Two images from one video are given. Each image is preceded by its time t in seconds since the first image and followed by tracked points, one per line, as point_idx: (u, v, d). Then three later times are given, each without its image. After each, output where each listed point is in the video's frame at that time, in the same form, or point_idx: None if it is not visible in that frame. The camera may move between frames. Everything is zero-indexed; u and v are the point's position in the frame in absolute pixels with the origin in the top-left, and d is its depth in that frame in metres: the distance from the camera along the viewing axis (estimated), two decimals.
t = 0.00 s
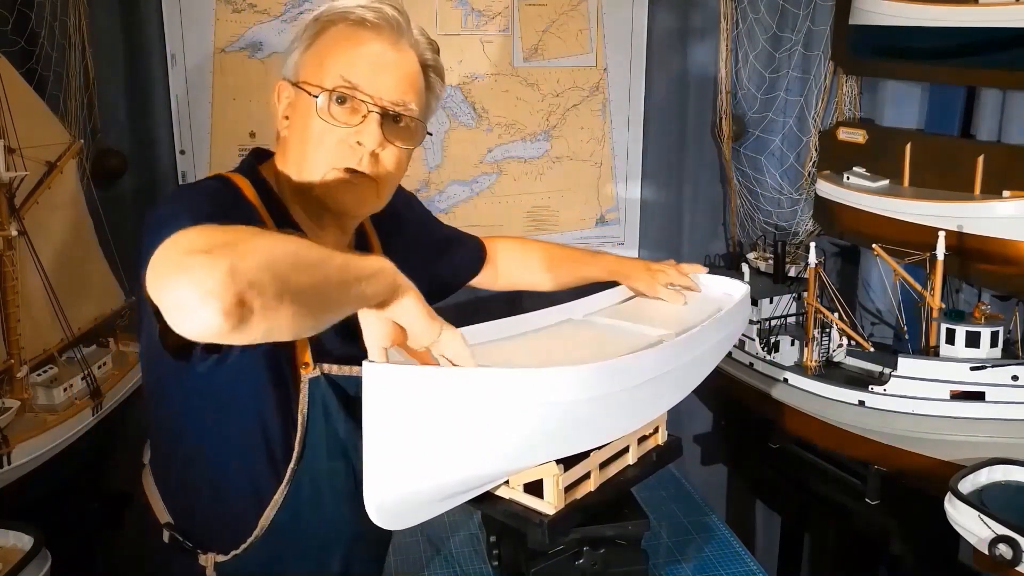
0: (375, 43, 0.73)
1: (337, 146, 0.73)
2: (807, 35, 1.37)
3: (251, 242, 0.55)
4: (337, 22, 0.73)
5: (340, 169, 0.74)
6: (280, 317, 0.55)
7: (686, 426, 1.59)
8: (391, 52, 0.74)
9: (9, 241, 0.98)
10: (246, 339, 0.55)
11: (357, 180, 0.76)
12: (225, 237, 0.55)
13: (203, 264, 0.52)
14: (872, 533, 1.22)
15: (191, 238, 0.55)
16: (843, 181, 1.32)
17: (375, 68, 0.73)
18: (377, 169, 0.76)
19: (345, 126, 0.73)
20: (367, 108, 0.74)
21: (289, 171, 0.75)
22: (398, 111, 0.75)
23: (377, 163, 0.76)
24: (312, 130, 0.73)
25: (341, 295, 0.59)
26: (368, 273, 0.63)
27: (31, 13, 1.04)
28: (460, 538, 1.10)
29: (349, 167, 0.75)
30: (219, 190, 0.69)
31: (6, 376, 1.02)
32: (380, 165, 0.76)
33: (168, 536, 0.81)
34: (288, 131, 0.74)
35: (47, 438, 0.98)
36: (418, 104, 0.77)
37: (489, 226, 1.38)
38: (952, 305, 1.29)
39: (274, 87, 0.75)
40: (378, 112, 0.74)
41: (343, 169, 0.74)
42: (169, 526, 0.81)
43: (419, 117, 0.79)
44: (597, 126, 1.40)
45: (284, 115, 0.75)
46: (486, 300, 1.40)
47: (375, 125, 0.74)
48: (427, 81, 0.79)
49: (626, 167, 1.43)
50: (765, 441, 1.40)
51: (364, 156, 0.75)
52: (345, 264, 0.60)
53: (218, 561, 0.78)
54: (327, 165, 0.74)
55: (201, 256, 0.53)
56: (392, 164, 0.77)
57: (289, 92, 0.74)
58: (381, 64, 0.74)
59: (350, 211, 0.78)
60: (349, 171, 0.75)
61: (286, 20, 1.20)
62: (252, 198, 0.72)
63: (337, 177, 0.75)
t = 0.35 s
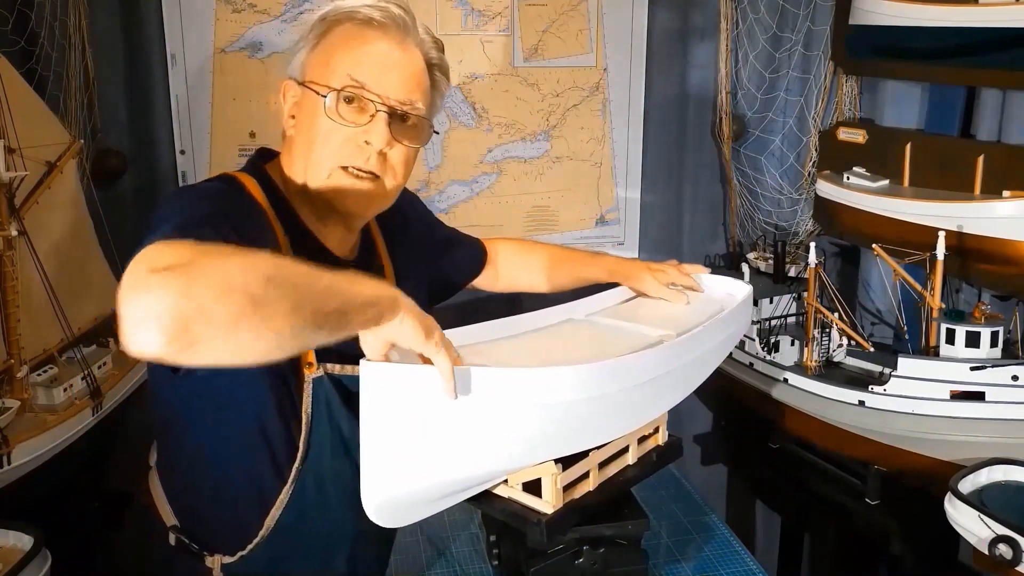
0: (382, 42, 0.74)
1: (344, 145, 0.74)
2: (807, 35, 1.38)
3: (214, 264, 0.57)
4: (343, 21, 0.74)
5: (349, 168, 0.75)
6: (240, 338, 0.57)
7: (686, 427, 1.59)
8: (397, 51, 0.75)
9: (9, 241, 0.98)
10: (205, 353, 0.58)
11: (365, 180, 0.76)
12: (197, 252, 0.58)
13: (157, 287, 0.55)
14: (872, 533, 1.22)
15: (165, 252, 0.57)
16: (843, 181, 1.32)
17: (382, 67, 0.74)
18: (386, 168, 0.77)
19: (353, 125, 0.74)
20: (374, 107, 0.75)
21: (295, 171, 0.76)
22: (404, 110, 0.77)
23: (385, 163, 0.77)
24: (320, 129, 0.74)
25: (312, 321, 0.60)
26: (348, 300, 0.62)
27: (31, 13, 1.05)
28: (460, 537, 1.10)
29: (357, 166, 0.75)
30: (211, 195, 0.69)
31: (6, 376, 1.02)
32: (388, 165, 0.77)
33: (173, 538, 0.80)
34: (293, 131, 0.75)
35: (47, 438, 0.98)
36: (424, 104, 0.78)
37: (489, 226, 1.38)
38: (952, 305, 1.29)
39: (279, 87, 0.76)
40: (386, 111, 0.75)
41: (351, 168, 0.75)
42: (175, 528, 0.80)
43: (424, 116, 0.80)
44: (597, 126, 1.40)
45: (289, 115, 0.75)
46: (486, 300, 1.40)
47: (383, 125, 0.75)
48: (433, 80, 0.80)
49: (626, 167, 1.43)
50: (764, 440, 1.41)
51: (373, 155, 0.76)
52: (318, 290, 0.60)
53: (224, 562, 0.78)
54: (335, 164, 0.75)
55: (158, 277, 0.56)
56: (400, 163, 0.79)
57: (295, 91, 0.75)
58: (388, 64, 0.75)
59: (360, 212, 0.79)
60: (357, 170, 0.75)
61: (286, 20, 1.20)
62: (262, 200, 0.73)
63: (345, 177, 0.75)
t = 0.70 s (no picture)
0: (388, 40, 0.71)
1: (349, 146, 0.71)
2: (807, 35, 1.39)
3: (105, 376, 0.55)
4: (348, 22, 0.73)
5: (355, 170, 0.71)
6: (142, 454, 0.56)
7: (686, 427, 1.60)
8: (402, 50, 0.72)
9: (9, 241, 0.98)
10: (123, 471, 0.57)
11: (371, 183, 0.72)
12: (99, 351, 0.57)
13: (48, 441, 0.54)
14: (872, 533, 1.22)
15: (75, 354, 0.57)
16: (843, 182, 1.32)
17: (387, 66, 0.71)
18: (392, 169, 0.72)
19: (358, 126, 0.71)
20: (380, 108, 0.71)
21: (303, 173, 0.75)
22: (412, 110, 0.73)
23: (391, 163, 0.72)
24: (325, 129, 0.71)
25: (217, 411, 0.58)
26: (250, 373, 0.58)
27: (31, 13, 1.05)
28: (459, 537, 1.11)
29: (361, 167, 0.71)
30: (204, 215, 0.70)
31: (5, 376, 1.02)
32: (394, 166, 0.72)
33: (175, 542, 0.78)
34: (300, 132, 0.74)
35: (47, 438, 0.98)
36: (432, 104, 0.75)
37: (489, 226, 1.38)
38: (951, 305, 1.29)
39: (286, 89, 0.75)
40: (391, 112, 0.71)
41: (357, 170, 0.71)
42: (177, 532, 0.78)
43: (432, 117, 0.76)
44: (597, 126, 1.40)
45: (296, 117, 0.75)
46: (486, 300, 1.40)
47: (389, 125, 0.71)
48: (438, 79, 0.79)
49: (626, 167, 1.44)
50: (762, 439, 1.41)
51: (378, 155, 0.71)
52: (205, 375, 0.57)
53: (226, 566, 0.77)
54: (340, 165, 0.71)
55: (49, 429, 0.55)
56: (407, 165, 0.73)
57: (301, 93, 0.74)
58: (393, 63, 0.71)
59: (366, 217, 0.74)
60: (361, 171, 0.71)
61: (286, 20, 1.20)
62: (264, 210, 0.75)
63: (351, 179, 0.71)
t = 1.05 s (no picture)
0: (370, 40, 0.71)
1: (332, 149, 0.71)
2: (807, 35, 1.38)
3: (136, 446, 0.61)
4: (329, 22, 0.72)
5: (338, 174, 0.71)
6: (177, 509, 0.61)
7: (687, 426, 1.61)
8: (384, 48, 0.71)
9: (9, 241, 0.98)
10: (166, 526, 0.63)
11: (357, 187, 0.72)
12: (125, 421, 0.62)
13: (94, 507, 0.60)
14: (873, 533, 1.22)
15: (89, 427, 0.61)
16: (843, 181, 1.32)
17: (369, 66, 0.71)
18: (377, 172, 0.72)
19: (341, 129, 0.70)
20: (362, 110, 0.71)
21: (289, 176, 0.75)
22: (396, 111, 0.72)
23: (377, 166, 0.72)
24: (307, 132, 0.71)
25: (241, 469, 0.61)
26: (263, 430, 0.61)
27: (31, 13, 1.04)
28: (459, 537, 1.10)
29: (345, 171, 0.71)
30: (191, 236, 0.69)
31: (6, 376, 1.02)
32: (380, 168, 0.72)
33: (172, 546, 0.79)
34: (288, 135, 0.74)
35: (47, 438, 0.98)
36: (418, 103, 0.74)
37: (489, 226, 1.38)
38: (952, 305, 1.29)
39: (274, 92, 0.75)
40: (374, 113, 0.71)
41: (341, 174, 0.71)
42: (175, 539, 0.79)
43: (420, 116, 0.75)
44: (597, 126, 1.40)
45: (283, 119, 0.75)
46: (487, 300, 1.40)
47: (370, 128, 0.71)
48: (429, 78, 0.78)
49: (626, 167, 1.43)
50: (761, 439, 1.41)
51: (361, 158, 0.71)
52: (220, 439, 0.60)
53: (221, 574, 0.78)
54: (321, 169, 0.71)
55: (95, 496, 0.61)
56: (394, 167, 0.73)
57: (287, 95, 0.74)
58: (375, 63, 0.71)
59: (355, 220, 0.74)
60: (345, 175, 0.71)
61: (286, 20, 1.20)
62: (257, 222, 0.74)
63: (333, 182, 0.71)
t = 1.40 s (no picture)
0: (395, 60, 0.69)
1: (349, 171, 0.69)
2: (807, 35, 1.37)
3: (190, 498, 0.60)
4: (353, 37, 0.70)
5: (354, 198, 0.70)
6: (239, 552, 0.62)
7: (686, 426, 1.61)
8: (410, 71, 0.69)
9: (9, 241, 0.98)
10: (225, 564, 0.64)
11: (370, 209, 0.71)
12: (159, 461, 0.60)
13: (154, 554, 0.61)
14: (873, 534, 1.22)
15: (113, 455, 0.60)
16: (843, 181, 1.32)
17: (391, 87, 0.69)
18: (392, 197, 0.71)
19: (358, 150, 0.69)
20: (382, 131, 0.69)
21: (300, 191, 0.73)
22: (416, 135, 0.71)
23: (392, 190, 0.71)
24: (323, 150, 0.69)
25: (296, 513, 0.62)
26: (320, 478, 0.61)
27: (31, 13, 1.03)
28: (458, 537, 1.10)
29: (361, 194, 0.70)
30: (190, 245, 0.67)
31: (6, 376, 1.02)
32: (395, 192, 0.71)
33: None
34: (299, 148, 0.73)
35: (47, 438, 0.98)
36: (437, 128, 0.73)
37: (489, 226, 1.38)
38: (952, 305, 1.29)
39: (287, 100, 0.73)
40: (393, 137, 0.69)
41: (356, 198, 0.70)
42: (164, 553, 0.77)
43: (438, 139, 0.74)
44: (597, 126, 1.40)
45: (295, 131, 0.73)
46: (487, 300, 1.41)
47: (389, 152, 0.69)
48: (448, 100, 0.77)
49: (626, 168, 1.43)
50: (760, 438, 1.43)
51: (378, 182, 0.70)
52: (276, 488, 0.60)
53: None
54: (337, 191, 0.70)
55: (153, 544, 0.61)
56: (408, 190, 0.72)
57: (302, 107, 0.72)
58: (398, 84, 0.69)
59: (365, 238, 0.73)
60: (361, 198, 0.70)
61: (286, 20, 1.20)
62: (264, 237, 0.73)
63: (349, 205, 0.70)
